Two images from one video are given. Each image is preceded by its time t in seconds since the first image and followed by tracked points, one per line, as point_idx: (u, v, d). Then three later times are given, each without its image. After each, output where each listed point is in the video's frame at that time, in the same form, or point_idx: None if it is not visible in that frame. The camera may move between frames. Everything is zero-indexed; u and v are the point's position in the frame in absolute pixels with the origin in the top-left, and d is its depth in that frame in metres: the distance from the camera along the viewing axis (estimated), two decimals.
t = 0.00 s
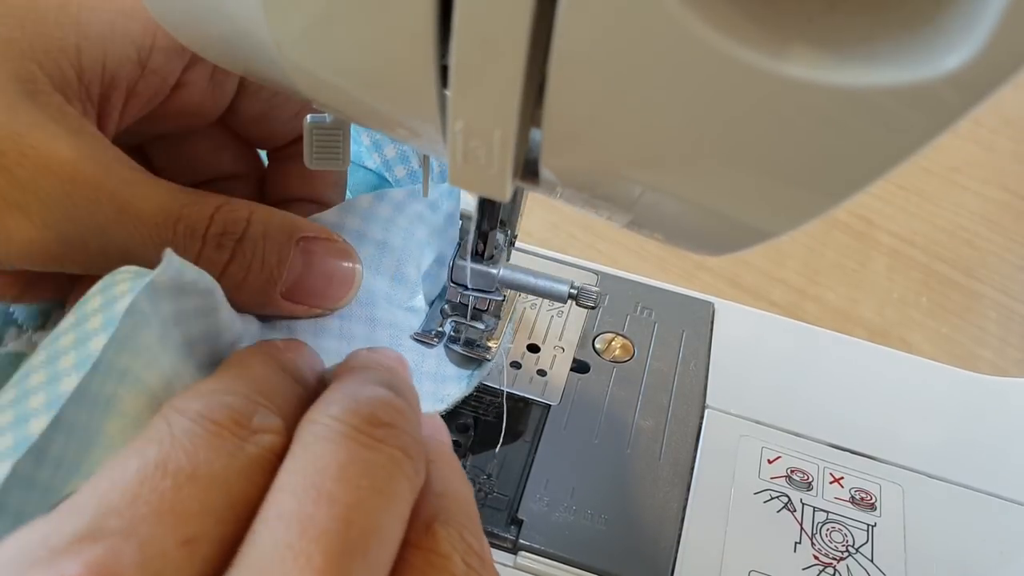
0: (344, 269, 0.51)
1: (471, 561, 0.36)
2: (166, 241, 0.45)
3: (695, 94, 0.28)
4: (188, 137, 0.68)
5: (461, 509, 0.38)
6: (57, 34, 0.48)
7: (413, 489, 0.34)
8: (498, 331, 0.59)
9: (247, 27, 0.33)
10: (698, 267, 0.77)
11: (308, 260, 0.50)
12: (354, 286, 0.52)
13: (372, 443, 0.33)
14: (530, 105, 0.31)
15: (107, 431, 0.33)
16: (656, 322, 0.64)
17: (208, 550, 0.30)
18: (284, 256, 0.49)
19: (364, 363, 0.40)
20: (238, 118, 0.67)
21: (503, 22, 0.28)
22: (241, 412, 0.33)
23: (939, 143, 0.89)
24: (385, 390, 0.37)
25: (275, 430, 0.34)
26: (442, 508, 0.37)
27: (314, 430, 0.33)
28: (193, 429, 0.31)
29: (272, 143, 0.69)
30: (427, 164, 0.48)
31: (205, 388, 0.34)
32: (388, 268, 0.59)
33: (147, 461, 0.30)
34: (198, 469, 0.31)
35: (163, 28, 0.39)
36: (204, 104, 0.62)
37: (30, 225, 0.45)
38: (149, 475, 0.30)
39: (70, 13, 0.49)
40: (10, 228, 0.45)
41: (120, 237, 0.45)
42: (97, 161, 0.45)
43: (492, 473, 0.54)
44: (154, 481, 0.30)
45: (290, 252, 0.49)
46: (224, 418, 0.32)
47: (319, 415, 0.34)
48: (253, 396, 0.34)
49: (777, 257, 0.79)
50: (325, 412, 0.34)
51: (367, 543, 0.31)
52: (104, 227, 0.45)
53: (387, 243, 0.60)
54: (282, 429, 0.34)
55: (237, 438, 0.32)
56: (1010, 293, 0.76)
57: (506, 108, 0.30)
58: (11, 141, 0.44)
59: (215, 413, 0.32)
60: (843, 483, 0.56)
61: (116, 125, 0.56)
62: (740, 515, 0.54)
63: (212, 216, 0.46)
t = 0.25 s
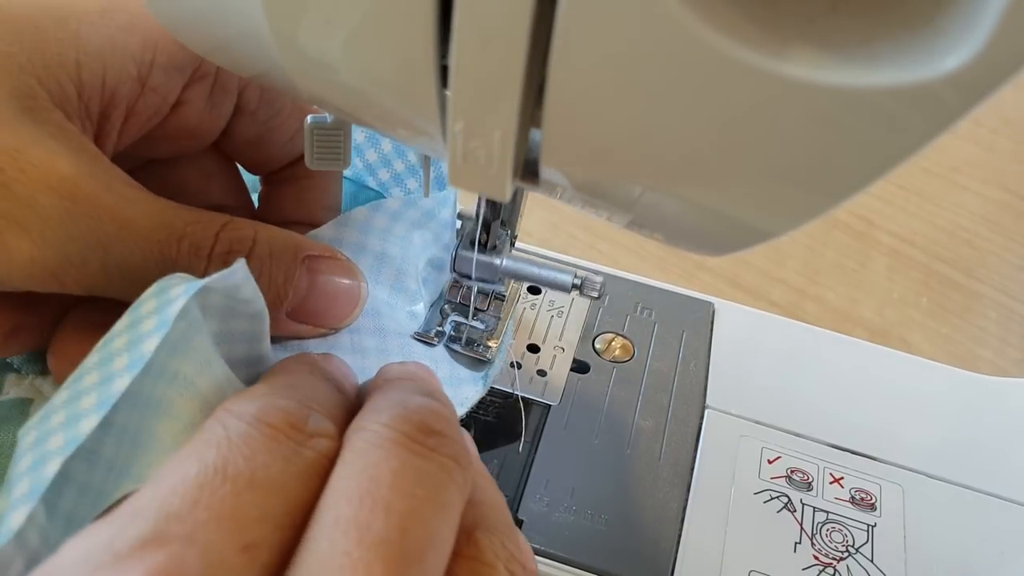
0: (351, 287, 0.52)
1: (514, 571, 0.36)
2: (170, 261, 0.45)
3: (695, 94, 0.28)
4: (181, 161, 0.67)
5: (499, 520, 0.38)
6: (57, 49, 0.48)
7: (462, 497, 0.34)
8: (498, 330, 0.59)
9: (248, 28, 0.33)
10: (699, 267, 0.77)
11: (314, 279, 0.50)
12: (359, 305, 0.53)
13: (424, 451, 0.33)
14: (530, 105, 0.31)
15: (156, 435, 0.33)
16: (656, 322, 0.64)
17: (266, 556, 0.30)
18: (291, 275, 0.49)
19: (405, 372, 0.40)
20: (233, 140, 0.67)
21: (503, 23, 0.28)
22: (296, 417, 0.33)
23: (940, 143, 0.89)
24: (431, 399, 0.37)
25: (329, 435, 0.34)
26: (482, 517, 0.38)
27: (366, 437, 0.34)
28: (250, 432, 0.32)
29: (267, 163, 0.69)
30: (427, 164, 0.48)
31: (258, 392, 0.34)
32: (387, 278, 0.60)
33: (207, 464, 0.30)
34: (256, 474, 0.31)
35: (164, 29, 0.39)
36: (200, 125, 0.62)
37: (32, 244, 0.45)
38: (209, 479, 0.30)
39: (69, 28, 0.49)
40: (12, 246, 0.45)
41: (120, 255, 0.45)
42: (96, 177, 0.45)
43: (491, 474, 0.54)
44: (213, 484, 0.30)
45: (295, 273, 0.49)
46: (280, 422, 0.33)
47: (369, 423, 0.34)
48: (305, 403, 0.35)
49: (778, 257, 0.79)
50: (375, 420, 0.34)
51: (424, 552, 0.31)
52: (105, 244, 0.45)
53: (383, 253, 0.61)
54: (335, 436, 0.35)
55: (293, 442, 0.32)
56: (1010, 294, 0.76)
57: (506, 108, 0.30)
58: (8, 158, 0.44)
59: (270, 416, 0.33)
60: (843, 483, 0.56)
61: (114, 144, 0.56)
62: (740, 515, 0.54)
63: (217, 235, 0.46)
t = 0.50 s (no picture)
0: (362, 269, 0.54)
1: None
2: (192, 236, 0.47)
3: (696, 93, 0.28)
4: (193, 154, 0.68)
5: (500, 528, 0.38)
6: (82, 35, 0.49)
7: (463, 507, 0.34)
8: (498, 330, 0.58)
9: (248, 28, 0.33)
10: (698, 267, 0.77)
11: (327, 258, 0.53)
12: (370, 286, 0.55)
13: (423, 462, 0.33)
14: (530, 105, 0.31)
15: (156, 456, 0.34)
16: (656, 322, 0.64)
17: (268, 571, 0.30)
18: (306, 253, 0.51)
19: (406, 379, 0.41)
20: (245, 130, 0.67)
21: (504, 23, 0.28)
22: (296, 431, 0.34)
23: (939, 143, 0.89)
24: (430, 406, 0.37)
25: (331, 449, 0.35)
26: (482, 526, 0.38)
27: (365, 450, 0.34)
28: (249, 449, 0.32)
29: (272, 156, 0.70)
30: (426, 165, 0.48)
31: (258, 409, 0.34)
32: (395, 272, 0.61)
33: (209, 484, 0.31)
34: (258, 491, 0.31)
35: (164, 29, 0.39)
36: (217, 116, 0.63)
37: (61, 217, 0.46)
38: (211, 497, 0.30)
39: (92, 15, 0.50)
40: (40, 220, 0.46)
41: (144, 231, 0.46)
42: (118, 155, 0.46)
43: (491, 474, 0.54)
44: (215, 502, 0.30)
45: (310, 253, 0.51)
46: (279, 437, 0.33)
47: (369, 435, 0.34)
48: (305, 416, 0.35)
49: (777, 257, 0.79)
50: (375, 432, 0.35)
51: (425, 563, 0.30)
52: (130, 221, 0.46)
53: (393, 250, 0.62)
54: (337, 450, 0.35)
55: (294, 457, 0.33)
56: (1010, 294, 0.76)
57: (506, 109, 0.30)
58: (38, 133, 0.45)
59: (270, 433, 0.33)
60: (843, 483, 0.56)
61: (133, 131, 0.58)
62: (739, 516, 0.54)
63: (236, 213, 0.48)
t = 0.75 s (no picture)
0: (369, 267, 0.54)
1: None
2: (205, 234, 0.46)
3: (696, 94, 0.28)
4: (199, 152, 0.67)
5: (497, 528, 0.38)
6: (97, 33, 0.49)
7: (459, 508, 0.34)
8: (498, 330, 0.58)
9: (248, 29, 0.33)
10: (698, 267, 0.77)
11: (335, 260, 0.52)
12: (376, 286, 0.55)
13: (419, 465, 0.33)
14: (530, 105, 0.31)
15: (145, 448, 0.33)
16: (656, 322, 0.64)
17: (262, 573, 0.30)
18: (315, 252, 0.51)
19: (404, 377, 0.40)
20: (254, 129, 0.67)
21: (504, 23, 0.28)
22: (289, 432, 0.34)
23: (939, 143, 0.89)
24: (427, 406, 0.37)
25: (325, 450, 0.35)
26: (480, 525, 0.38)
27: (361, 452, 0.34)
28: (242, 449, 0.32)
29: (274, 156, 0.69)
30: (426, 165, 0.48)
31: (251, 408, 0.34)
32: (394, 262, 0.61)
33: (201, 487, 0.31)
34: (252, 493, 0.31)
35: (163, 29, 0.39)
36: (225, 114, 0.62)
37: (76, 216, 0.45)
38: (203, 500, 0.30)
39: (107, 14, 0.49)
40: (54, 219, 0.45)
41: (159, 231, 0.46)
42: (131, 153, 0.46)
43: (491, 474, 0.54)
44: (209, 505, 0.30)
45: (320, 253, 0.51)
46: (273, 437, 0.33)
47: (364, 437, 0.34)
48: (300, 416, 0.35)
49: (777, 257, 0.79)
50: (370, 433, 0.34)
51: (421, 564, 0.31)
52: (144, 220, 0.45)
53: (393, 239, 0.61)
54: (331, 449, 0.35)
55: (287, 458, 0.33)
56: (1010, 294, 0.76)
57: (507, 109, 0.30)
58: (52, 131, 0.44)
59: (263, 433, 0.33)
60: (843, 484, 0.56)
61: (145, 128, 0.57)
62: (739, 516, 0.54)
63: (248, 212, 0.48)
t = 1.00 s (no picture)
0: (378, 248, 0.54)
1: None
2: (220, 218, 0.46)
3: (696, 93, 0.28)
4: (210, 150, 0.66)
5: (481, 529, 0.39)
6: (108, 32, 0.48)
7: (438, 514, 0.36)
8: (498, 326, 0.58)
9: (249, 30, 0.33)
10: (698, 267, 0.77)
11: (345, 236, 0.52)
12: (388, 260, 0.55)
13: (399, 470, 0.35)
14: (531, 105, 0.31)
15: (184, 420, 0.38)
16: (656, 321, 0.64)
17: (236, 561, 0.32)
18: (325, 232, 0.50)
19: (394, 376, 0.41)
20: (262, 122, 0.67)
21: (506, 23, 0.28)
22: (267, 421, 0.35)
23: (939, 143, 0.89)
24: (411, 412, 0.38)
25: (302, 440, 0.36)
26: (461, 526, 0.39)
27: (342, 455, 0.35)
28: (220, 441, 0.34)
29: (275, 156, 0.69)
30: (425, 163, 0.48)
31: (232, 398, 0.36)
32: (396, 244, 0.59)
33: (174, 476, 0.32)
34: (225, 482, 0.33)
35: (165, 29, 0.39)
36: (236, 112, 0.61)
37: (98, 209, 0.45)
38: (177, 489, 0.32)
39: (118, 12, 0.49)
40: (77, 212, 0.45)
41: (177, 220, 0.46)
42: (147, 145, 0.46)
43: (492, 473, 0.54)
44: (182, 493, 0.32)
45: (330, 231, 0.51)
46: (251, 430, 0.35)
47: (347, 440, 0.36)
48: (281, 411, 0.36)
49: (777, 257, 0.80)
50: (353, 437, 0.36)
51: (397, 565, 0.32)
52: (162, 210, 0.46)
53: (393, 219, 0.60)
54: (308, 440, 0.37)
55: (264, 449, 0.34)
56: (1010, 294, 0.76)
57: (507, 108, 0.30)
58: (70, 126, 0.45)
59: (242, 425, 0.34)
60: (843, 482, 0.57)
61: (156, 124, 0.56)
62: (739, 514, 0.54)
63: (257, 196, 0.48)
